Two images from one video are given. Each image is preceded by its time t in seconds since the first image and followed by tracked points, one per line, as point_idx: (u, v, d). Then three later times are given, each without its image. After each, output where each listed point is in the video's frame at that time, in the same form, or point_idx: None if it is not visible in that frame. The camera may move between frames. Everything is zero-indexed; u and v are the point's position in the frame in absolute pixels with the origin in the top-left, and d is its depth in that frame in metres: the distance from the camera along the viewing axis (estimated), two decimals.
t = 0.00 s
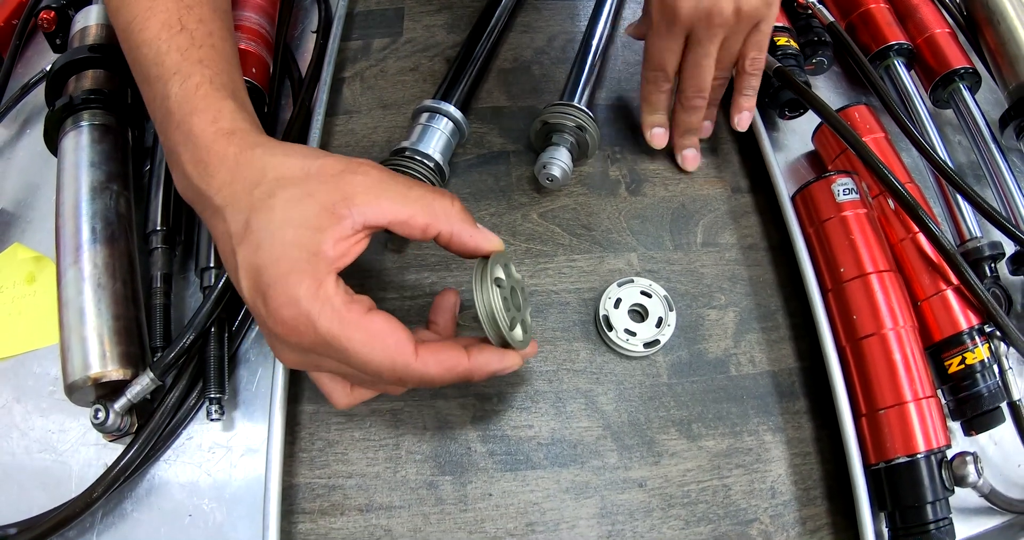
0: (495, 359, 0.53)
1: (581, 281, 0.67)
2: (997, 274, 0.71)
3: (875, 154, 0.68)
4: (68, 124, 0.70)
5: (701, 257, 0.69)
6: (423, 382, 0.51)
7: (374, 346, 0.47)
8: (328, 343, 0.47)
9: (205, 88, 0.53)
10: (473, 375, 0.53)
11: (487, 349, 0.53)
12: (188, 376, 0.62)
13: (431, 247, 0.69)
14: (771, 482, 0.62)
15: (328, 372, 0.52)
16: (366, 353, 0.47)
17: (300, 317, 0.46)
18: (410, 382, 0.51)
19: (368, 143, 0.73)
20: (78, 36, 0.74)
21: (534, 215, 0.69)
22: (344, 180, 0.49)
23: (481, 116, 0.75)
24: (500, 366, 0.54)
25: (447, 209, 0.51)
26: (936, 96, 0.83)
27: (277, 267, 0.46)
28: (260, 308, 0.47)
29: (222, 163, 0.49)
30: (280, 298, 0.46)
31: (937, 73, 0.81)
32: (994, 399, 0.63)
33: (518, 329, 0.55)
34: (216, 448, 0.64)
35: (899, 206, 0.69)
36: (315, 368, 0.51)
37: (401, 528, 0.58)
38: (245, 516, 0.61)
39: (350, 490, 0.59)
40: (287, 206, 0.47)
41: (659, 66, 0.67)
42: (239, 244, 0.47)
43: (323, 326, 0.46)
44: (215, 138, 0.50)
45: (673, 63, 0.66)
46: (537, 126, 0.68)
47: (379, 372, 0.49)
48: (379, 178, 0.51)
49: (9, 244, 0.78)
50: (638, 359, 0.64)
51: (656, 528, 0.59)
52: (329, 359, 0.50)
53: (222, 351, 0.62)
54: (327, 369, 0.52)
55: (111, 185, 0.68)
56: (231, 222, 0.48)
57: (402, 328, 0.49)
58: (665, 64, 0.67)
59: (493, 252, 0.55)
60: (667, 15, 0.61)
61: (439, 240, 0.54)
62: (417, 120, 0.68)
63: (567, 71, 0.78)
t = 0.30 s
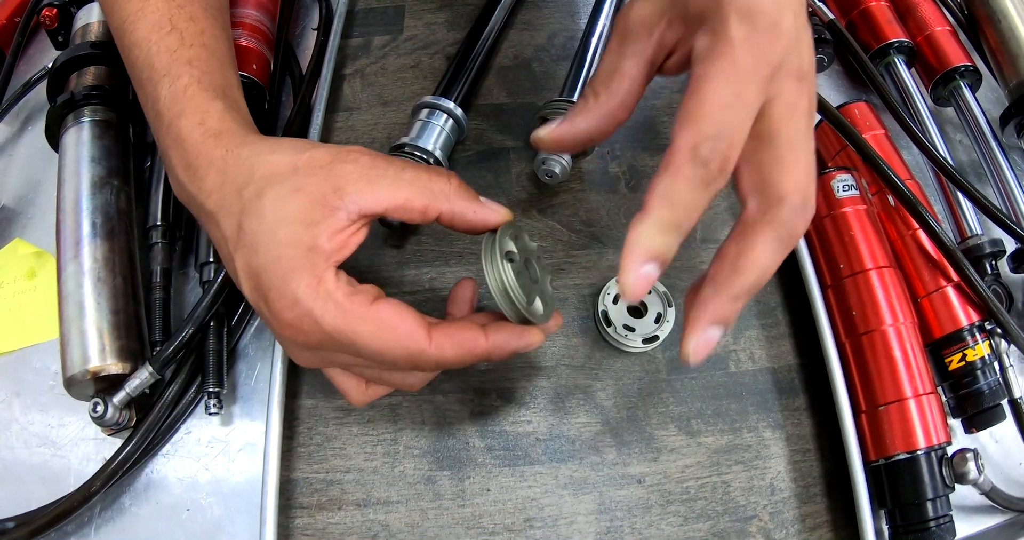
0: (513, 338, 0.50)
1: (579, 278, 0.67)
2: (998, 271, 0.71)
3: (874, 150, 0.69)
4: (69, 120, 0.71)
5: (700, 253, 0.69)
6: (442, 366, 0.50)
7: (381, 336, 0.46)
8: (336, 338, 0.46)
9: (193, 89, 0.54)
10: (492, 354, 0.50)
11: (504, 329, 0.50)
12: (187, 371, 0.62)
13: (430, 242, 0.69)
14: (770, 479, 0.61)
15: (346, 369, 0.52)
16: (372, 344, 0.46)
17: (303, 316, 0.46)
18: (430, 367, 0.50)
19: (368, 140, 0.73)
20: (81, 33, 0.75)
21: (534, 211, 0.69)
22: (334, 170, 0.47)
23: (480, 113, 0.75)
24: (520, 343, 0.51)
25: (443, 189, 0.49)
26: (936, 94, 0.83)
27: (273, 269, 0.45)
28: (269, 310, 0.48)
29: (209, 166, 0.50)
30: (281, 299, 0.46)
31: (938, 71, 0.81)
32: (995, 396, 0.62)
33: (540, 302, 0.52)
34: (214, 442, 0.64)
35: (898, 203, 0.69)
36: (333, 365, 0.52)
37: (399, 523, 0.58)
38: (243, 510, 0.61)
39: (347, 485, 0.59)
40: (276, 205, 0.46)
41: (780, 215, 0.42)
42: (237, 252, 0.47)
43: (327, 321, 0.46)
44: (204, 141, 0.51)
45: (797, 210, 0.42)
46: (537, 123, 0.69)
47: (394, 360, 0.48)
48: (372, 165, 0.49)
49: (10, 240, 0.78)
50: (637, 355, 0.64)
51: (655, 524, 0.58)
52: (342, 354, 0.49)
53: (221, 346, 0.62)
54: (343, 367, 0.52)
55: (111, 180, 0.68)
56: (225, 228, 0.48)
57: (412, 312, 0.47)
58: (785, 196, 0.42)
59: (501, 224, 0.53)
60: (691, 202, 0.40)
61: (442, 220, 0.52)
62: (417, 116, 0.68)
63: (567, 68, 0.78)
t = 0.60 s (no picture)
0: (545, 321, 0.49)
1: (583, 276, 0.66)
2: (1007, 271, 0.70)
3: (883, 147, 0.67)
4: (66, 115, 0.70)
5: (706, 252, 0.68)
6: (473, 347, 0.49)
7: (413, 320, 0.46)
8: (367, 324, 0.46)
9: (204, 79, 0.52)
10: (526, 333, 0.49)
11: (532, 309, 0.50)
12: (183, 369, 0.61)
13: (431, 239, 0.68)
14: (777, 482, 0.60)
15: (374, 361, 0.52)
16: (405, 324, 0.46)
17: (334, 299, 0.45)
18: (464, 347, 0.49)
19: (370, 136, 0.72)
20: (79, 27, 0.74)
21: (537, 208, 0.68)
22: (353, 155, 0.46)
23: (483, 109, 0.74)
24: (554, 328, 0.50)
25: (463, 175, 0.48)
26: (944, 91, 0.82)
27: (298, 256, 0.44)
28: (298, 298, 0.46)
29: (222, 156, 0.48)
30: (308, 287, 0.45)
31: (946, 68, 0.80)
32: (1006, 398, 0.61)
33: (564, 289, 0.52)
34: (211, 442, 0.63)
35: (907, 200, 0.68)
36: (363, 357, 0.51)
37: (398, 526, 0.56)
38: (240, 512, 0.60)
39: (346, 487, 0.58)
40: (295, 194, 0.45)
41: (679, 312, 0.46)
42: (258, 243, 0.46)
43: (357, 304, 0.45)
44: (215, 131, 0.50)
45: (695, 314, 0.46)
46: (541, 118, 0.67)
47: (425, 343, 0.47)
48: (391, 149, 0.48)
49: (7, 236, 0.77)
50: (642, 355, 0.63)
51: (659, 528, 0.57)
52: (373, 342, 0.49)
53: (218, 344, 0.61)
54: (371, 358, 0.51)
55: (108, 176, 0.67)
56: (243, 217, 0.47)
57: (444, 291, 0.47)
58: (688, 300, 0.46)
59: (523, 212, 0.51)
60: (618, 294, 0.46)
61: (463, 207, 0.50)
62: (419, 112, 0.67)
63: (570, 63, 0.77)
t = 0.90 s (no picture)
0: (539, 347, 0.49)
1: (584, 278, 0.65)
2: (1014, 273, 0.68)
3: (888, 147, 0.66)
4: (63, 114, 0.69)
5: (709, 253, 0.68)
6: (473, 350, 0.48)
7: (411, 313, 0.45)
8: (364, 318, 0.45)
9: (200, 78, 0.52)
10: (520, 347, 0.49)
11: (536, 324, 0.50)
12: (179, 370, 0.61)
13: (430, 240, 0.67)
14: (780, 487, 0.59)
15: (366, 361, 0.51)
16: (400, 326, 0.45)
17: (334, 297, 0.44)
18: (457, 351, 0.48)
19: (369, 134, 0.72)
20: (77, 25, 0.73)
21: (538, 208, 0.68)
22: (359, 149, 0.46)
23: (483, 107, 0.73)
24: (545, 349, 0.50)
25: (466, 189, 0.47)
26: (950, 90, 0.81)
27: (295, 245, 0.43)
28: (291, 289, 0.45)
29: (220, 156, 0.48)
30: (304, 278, 0.44)
31: (951, 67, 0.78)
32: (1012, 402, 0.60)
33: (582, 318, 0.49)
34: (207, 444, 0.63)
35: (912, 201, 0.67)
36: (353, 355, 0.50)
37: (396, 530, 0.56)
38: (236, 514, 0.60)
39: (343, 490, 0.57)
40: (296, 181, 0.44)
41: (695, 309, 0.44)
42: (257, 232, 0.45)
43: (358, 301, 0.44)
44: (216, 129, 0.49)
45: (710, 313, 0.44)
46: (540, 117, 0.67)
47: (425, 341, 0.47)
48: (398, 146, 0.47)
49: (4, 236, 0.77)
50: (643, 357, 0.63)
51: (659, 533, 0.56)
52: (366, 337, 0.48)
53: (214, 345, 0.60)
54: (362, 355, 0.50)
55: (105, 175, 0.67)
56: (242, 204, 0.46)
57: (447, 290, 0.46)
58: (703, 296, 0.44)
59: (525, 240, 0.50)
60: (638, 293, 0.43)
61: (459, 229, 0.49)
62: (418, 110, 0.66)
63: (572, 61, 0.76)
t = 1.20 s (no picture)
0: (575, 192, 0.43)
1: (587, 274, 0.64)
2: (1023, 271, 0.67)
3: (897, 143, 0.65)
4: (58, 110, 0.68)
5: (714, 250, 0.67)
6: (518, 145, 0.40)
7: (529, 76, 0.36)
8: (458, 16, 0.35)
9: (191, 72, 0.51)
10: (564, 170, 0.42)
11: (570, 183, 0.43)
12: (175, 369, 0.60)
13: (431, 236, 0.66)
14: (786, 489, 0.58)
15: (345, 70, 0.41)
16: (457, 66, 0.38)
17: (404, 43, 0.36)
18: (517, 133, 0.39)
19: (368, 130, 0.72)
20: (73, 20, 0.72)
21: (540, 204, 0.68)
22: None
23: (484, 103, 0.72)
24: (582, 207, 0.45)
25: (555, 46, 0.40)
26: (957, 87, 0.80)
27: None
28: None
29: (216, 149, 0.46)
30: None
31: (958, 63, 0.77)
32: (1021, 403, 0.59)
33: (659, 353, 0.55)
34: (204, 445, 0.61)
35: (921, 197, 0.66)
36: (363, 80, 0.42)
37: (395, 533, 0.55)
38: (233, 517, 0.59)
39: (341, 492, 0.56)
40: None
41: (774, 337, 0.51)
42: None
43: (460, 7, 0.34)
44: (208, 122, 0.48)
45: (788, 337, 0.51)
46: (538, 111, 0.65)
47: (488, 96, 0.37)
48: None
49: None
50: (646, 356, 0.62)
51: (664, 537, 0.55)
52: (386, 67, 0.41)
53: (210, 344, 0.59)
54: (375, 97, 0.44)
55: (100, 171, 0.66)
56: None
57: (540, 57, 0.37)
58: (781, 324, 0.50)
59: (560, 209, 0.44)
60: (727, 337, 0.49)
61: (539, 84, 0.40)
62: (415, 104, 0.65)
63: (574, 56, 0.75)
